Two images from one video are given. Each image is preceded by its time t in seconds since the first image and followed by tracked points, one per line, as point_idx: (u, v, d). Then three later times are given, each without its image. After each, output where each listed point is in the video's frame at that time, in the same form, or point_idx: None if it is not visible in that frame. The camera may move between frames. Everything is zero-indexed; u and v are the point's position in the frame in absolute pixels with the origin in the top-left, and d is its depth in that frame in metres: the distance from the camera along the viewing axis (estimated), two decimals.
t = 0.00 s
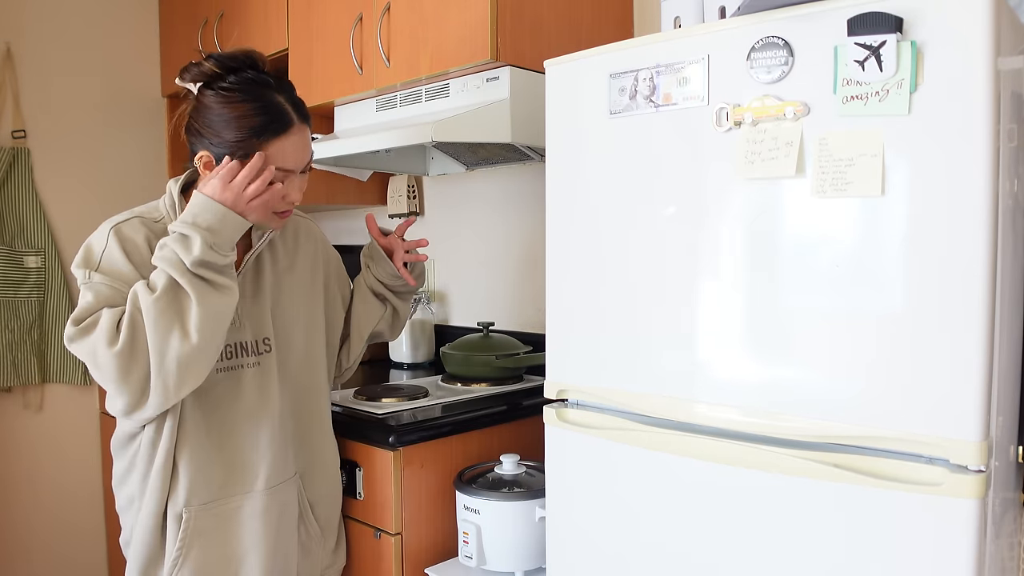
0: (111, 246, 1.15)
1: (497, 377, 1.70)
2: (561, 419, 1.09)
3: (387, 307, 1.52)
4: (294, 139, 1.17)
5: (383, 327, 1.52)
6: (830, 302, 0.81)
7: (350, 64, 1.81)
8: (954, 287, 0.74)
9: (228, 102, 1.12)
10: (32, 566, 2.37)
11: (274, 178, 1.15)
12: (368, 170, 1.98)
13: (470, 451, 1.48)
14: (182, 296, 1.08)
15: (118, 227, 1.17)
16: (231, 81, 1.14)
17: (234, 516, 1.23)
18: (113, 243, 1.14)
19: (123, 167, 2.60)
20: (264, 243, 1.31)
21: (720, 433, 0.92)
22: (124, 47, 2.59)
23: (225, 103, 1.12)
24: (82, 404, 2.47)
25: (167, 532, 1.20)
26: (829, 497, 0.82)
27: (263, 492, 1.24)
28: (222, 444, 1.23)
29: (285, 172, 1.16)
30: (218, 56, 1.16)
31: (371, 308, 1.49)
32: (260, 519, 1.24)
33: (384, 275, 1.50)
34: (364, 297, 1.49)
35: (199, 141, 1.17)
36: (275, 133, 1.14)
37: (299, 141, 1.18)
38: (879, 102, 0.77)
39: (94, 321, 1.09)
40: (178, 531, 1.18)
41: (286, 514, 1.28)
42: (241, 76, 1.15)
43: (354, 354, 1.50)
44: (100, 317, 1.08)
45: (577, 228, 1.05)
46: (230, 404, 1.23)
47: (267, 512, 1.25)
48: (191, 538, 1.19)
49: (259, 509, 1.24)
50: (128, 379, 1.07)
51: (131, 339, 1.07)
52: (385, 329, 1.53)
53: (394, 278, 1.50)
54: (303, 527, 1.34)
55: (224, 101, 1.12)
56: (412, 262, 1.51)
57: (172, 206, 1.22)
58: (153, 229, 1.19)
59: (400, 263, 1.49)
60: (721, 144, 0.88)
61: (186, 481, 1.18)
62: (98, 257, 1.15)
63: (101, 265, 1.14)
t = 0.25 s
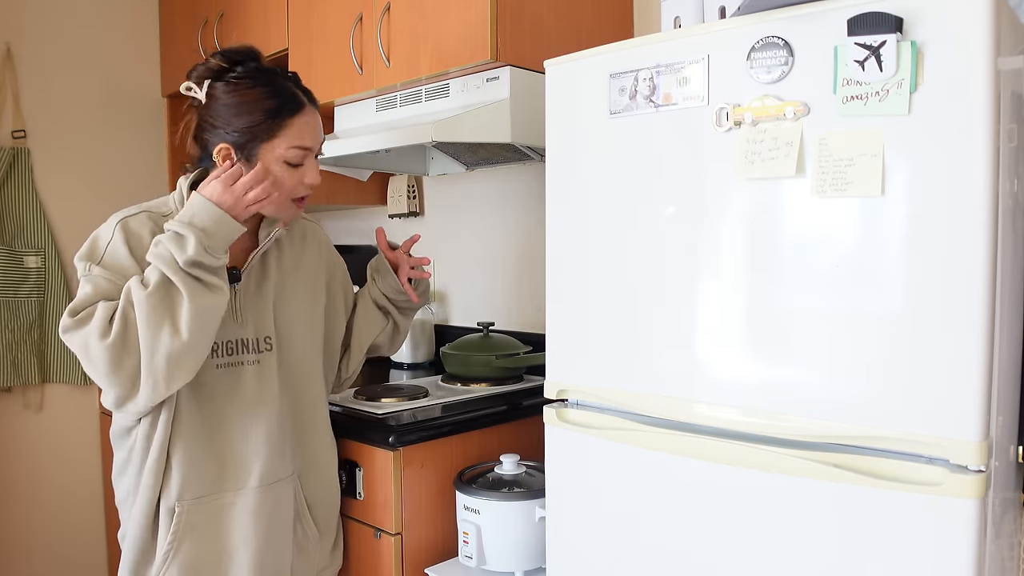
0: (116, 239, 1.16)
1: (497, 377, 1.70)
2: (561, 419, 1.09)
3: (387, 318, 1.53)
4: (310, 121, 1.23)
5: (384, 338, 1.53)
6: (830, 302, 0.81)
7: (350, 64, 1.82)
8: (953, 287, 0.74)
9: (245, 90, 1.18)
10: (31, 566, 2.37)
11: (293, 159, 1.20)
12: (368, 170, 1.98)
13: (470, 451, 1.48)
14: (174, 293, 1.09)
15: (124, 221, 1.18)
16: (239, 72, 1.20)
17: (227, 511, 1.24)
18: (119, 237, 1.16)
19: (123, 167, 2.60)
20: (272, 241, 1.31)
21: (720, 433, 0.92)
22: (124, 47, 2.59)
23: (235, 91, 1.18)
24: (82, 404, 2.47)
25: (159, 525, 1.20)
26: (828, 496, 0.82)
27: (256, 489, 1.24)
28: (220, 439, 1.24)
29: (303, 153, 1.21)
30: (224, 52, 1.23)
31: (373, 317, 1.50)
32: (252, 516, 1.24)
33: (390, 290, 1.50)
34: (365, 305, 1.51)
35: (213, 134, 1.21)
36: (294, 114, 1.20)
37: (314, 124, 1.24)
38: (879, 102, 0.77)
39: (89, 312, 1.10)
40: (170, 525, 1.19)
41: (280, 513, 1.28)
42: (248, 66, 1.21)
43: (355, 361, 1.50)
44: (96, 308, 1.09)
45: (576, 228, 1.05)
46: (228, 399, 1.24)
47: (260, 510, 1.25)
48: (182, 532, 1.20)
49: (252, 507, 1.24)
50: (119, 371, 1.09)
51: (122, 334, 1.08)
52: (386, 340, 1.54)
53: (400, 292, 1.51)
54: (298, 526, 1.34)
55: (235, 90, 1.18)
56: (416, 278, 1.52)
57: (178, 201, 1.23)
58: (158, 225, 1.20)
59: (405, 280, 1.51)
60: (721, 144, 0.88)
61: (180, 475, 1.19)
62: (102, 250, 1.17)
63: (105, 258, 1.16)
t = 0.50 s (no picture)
0: (117, 244, 1.18)
1: (496, 377, 1.70)
2: (561, 419, 1.09)
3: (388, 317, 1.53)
4: (303, 97, 1.30)
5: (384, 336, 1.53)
6: (830, 302, 0.81)
7: (350, 64, 1.81)
8: (953, 287, 0.74)
9: (240, 71, 1.22)
10: (31, 567, 2.37)
11: (294, 133, 1.27)
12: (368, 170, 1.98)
13: (470, 451, 1.48)
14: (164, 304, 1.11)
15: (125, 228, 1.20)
16: (229, 57, 1.25)
17: (240, 503, 1.26)
18: (120, 241, 1.18)
19: (123, 167, 2.60)
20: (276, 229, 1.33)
21: (720, 433, 0.92)
22: (124, 47, 2.59)
23: (230, 73, 1.22)
24: (82, 404, 2.47)
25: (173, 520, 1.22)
26: (828, 496, 0.82)
27: (269, 479, 1.27)
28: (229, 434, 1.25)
29: (302, 128, 1.28)
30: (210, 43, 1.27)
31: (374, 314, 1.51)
32: (265, 506, 1.26)
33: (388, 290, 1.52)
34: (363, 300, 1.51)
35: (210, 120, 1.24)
36: (291, 90, 1.27)
37: (308, 100, 1.31)
38: (879, 102, 0.77)
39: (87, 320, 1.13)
40: (184, 519, 1.21)
41: (292, 503, 1.30)
42: (236, 53, 1.26)
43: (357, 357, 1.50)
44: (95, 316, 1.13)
45: (576, 228, 1.05)
46: (239, 392, 1.25)
47: (273, 500, 1.27)
48: (197, 526, 1.22)
49: (265, 497, 1.27)
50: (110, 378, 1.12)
51: (115, 345, 1.11)
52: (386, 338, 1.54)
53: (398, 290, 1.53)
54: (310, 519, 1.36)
55: (229, 72, 1.23)
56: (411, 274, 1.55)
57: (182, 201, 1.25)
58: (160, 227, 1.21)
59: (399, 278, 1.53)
60: (721, 144, 0.88)
61: (192, 470, 1.21)
62: (103, 255, 1.18)
63: (105, 264, 1.18)
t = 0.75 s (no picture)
0: (117, 246, 1.17)
1: (496, 377, 1.71)
2: (561, 419, 1.09)
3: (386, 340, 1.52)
4: (305, 95, 1.32)
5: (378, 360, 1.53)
6: (830, 302, 0.81)
7: (350, 64, 1.81)
8: (953, 287, 0.74)
9: (245, 66, 1.23)
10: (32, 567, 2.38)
11: (296, 129, 1.28)
12: (368, 170, 1.98)
13: (470, 451, 1.48)
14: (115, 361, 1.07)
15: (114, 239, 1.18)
16: (234, 53, 1.26)
17: (251, 499, 1.26)
18: (120, 243, 1.17)
19: (123, 167, 2.60)
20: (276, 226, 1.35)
21: (720, 433, 0.92)
22: (124, 47, 2.59)
23: (236, 68, 1.23)
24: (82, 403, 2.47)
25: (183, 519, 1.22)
26: (828, 496, 0.82)
27: (280, 471, 1.28)
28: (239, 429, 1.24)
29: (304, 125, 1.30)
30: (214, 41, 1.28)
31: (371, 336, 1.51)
32: (277, 498, 1.27)
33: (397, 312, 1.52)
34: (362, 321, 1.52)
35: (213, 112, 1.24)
36: (295, 86, 1.28)
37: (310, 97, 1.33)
38: (879, 102, 0.77)
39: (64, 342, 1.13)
40: (197, 516, 1.21)
41: (300, 497, 1.31)
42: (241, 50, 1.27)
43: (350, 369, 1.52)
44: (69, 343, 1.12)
45: (576, 228, 1.05)
46: (247, 387, 1.25)
47: (284, 492, 1.28)
48: (209, 523, 1.22)
49: (275, 489, 1.27)
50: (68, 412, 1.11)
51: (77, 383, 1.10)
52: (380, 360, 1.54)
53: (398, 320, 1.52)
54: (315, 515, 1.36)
55: (234, 67, 1.23)
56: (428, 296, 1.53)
57: (184, 202, 1.24)
58: (163, 228, 1.21)
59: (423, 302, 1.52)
60: (721, 144, 0.88)
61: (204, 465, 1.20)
62: (99, 258, 1.16)
63: (104, 267, 1.16)
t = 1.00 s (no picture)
0: (114, 242, 1.16)
1: (496, 377, 1.71)
2: (561, 419, 1.09)
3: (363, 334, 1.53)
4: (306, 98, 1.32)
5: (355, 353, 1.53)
6: (830, 302, 0.81)
7: (350, 64, 1.81)
8: (953, 287, 0.74)
9: (247, 67, 1.23)
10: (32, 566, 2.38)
11: (296, 133, 1.29)
12: (368, 170, 1.98)
13: (470, 451, 1.48)
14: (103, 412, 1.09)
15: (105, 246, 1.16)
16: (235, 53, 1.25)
17: (252, 497, 1.26)
18: (116, 240, 1.16)
19: (123, 167, 2.60)
20: (273, 223, 1.35)
21: (720, 433, 0.92)
22: (124, 47, 2.59)
23: (237, 69, 1.23)
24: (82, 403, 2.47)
25: (185, 518, 1.22)
26: (828, 496, 0.82)
27: (280, 469, 1.28)
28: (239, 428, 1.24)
29: (303, 128, 1.30)
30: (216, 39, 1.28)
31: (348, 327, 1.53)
32: (278, 496, 1.27)
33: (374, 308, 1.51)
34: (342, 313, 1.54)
35: (213, 111, 1.23)
36: (297, 89, 1.28)
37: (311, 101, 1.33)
38: (879, 102, 0.77)
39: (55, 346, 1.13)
40: (198, 514, 1.21)
41: (301, 495, 1.31)
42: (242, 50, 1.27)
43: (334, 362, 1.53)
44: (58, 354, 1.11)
45: (576, 228, 1.05)
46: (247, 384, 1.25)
47: (285, 490, 1.28)
48: (211, 522, 1.22)
49: (277, 487, 1.28)
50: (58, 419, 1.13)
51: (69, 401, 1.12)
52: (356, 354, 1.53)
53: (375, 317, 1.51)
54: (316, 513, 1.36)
55: (235, 67, 1.23)
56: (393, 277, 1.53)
57: (180, 198, 1.24)
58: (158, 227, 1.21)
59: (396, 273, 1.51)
60: (721, 144, 0.88)
61: (205, 463, 1.21)
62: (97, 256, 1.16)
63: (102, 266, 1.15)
